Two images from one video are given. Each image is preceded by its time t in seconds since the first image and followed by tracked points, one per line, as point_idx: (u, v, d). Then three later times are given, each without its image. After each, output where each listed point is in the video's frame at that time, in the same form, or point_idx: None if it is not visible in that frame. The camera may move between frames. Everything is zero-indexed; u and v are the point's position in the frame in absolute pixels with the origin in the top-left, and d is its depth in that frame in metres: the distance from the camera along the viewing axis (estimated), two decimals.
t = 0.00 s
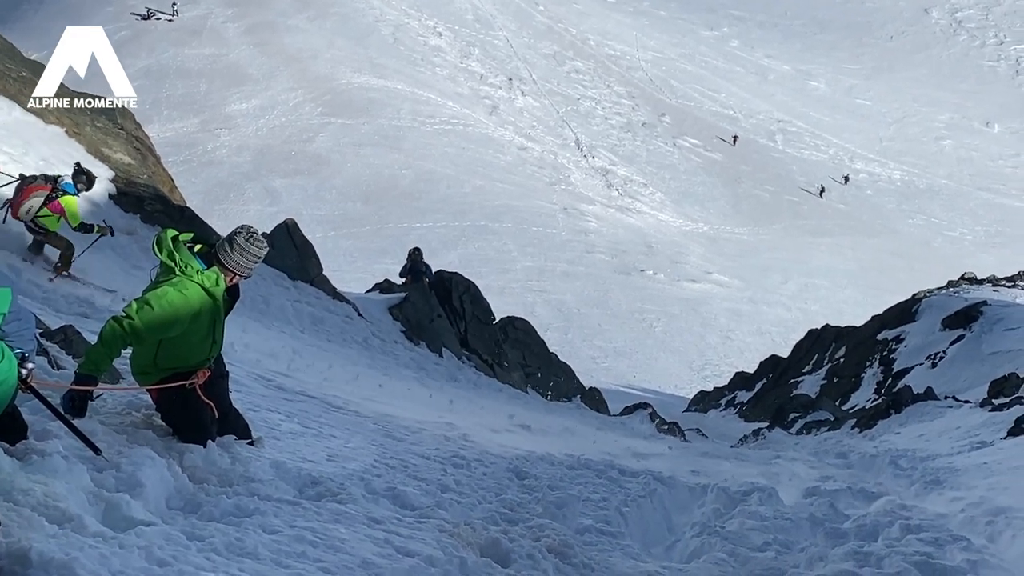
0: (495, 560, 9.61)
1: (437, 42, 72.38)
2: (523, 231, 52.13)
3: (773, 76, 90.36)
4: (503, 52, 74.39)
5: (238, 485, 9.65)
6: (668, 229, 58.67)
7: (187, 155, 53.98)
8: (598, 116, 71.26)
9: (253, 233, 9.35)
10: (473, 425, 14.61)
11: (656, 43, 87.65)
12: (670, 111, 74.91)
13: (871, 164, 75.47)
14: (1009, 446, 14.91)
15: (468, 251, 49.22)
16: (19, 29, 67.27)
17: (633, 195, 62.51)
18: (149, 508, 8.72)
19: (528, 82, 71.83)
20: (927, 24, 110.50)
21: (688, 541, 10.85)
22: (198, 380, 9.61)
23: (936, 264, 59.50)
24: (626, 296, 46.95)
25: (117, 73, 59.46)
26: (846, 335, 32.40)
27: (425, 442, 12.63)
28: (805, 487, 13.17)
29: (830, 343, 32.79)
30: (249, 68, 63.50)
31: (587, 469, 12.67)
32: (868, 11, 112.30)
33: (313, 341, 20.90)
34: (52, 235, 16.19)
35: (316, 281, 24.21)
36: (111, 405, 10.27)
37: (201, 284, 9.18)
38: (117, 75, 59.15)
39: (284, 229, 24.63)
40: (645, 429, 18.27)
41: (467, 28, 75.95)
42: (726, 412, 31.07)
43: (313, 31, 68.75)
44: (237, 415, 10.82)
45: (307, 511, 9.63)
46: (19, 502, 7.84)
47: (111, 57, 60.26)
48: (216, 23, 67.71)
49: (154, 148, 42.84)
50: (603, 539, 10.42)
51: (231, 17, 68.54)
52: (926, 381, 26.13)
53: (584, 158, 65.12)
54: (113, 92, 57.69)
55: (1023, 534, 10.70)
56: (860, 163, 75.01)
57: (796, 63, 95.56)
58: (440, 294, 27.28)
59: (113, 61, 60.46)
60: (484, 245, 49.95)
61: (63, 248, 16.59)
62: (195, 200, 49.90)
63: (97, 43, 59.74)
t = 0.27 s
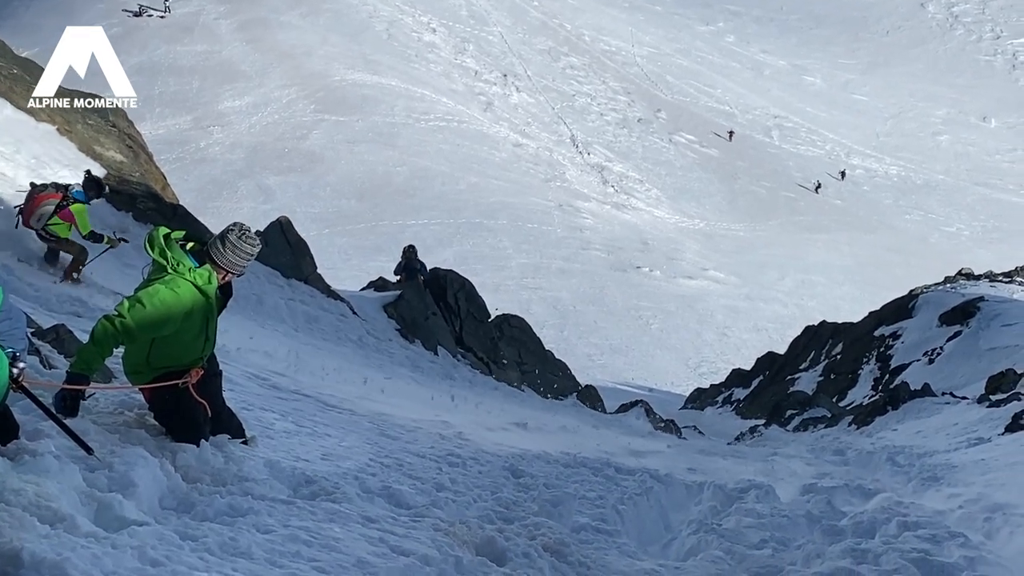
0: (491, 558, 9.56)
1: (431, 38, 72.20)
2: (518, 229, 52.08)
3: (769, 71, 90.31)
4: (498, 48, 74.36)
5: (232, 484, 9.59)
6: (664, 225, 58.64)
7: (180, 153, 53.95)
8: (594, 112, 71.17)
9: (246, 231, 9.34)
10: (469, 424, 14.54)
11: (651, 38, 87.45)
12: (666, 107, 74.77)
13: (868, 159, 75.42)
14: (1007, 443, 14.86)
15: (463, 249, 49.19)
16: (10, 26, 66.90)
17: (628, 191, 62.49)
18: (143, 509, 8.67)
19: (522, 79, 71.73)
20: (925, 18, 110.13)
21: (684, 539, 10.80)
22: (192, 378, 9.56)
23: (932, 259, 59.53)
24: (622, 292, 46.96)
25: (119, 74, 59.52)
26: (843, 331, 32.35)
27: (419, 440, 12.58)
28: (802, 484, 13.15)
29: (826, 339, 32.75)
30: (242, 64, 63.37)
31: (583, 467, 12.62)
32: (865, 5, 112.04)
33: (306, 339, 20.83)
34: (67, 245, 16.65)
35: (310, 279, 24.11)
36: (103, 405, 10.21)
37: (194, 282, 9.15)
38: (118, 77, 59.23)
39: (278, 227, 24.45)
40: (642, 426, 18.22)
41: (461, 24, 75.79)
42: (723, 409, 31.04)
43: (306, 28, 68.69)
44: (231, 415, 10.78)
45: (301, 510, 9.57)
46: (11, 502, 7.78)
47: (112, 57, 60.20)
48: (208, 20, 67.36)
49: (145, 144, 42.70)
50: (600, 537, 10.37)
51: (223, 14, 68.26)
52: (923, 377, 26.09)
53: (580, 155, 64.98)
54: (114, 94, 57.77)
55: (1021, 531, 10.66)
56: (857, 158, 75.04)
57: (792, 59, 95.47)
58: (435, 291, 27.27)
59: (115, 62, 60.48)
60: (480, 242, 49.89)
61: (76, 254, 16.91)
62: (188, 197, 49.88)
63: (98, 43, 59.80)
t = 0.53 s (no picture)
0: (484, 560, 9.36)
1: (421, 30, 71.75)
2: (512, 224, 51.84)
3: (765, 62, 89.92)
4: (490, 40, 73.88)
5: (218, 485, 9.40)
6: (659, 220, 58.37)
7: (165, 147, 53.20)
8: (588, 104, 70.52)
9: (231, 226, 9.11)
10: (461, 423, 14.31)
11: (646, 29, 86.80)
12: (661, 99, 74.47)
13: (866, 152, 75.07)
14: (1008, 439, 14.66)
15: (455, 245, 48.91)
16: None
17: (623, 185, 62.21)
18: (126, 511, 8.47)
19: (514, 71, 71.41)
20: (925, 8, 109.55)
21: (681, 539, 10.61)
22: (177, 378, 9.35)
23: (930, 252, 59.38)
24: (617, 289, 46.79)
25: (121, 76, 59.30)
26: (842, 327, 32.14)
27: (411, 440, 12.36)
28: (801, 483, 12.94)
29: (825, 336, 32.55)
30: (228, 57, 62.72)
31: (577, 467, 12.42)
32: None
33: (296, 337, 20.62)
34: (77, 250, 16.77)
35: (298, 276, 23.88)
36: (87, 405, 10.00)
37: (178, 279, 8.94)
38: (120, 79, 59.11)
39: (265, 223, 24.23)
40: (637, 424, 18.00)
41: (451, 15, 75.28)
42: (720, 407, 30.83)
43: (294, 20, 68.20)
44: (218, 415, 10.57)
45: (290, 512, 9.38)
46: None
47: (114, 56, 60.16)
48: (193, 12, 66.56)
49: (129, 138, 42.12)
50: (594, 538, 10.18)
51: (209, 6, 67.49)
52: (923, 374, 25.89)
53: (573, 148, 64.65)
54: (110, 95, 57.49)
55: None
56: (856, 151, 74.80)
57: (789, 50, 94.99)
58: (426, 289, 27.05)
59: (119, 63, 60.38)
60: (472, 238, 49.64)
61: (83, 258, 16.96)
62: (172, 193, 48.86)
63: (98, 44, 59.50)
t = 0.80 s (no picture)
0: (477, 562, 9.18)
1: (411, 21, 71.47)
2: (505, 219, 51.64)
3: (763, 54, 89.68)
4: (481, 32, 73.95)
5: (205, 486, 9.22)
6: (655, 214, 58.21)
7: (150, 142, 52.26)
8: (582, 97, 70.73)
9: (216, 221, 8.91)
10: (454, 422, 14.11)
11: (640, 21, 86.90)
12: (657, 92, 74.27)
13: (867, 146, 75.47)
14: (1011, 437, 14.49)
15: (447, 241, 48.67)
16: None
17: (619, 179, 61.99)
18: (111, 513, 8.28)
19: (507, 64, 71.54)
20: None
21: (678, 539, 10.43)
22: (163, 377, 9.16)
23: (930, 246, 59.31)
24: (612, 285, 46.65)
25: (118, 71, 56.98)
26: (841, 323, 31.95)
27: (402, 440, 12.17)
28: (800, 482, 12.75)
29: (824, 332, 32.37)
30: (215, 50, 61.91)
31: (572, 467, 12.23)
32: None
33: (285, 336, 20.42)
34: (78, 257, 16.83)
35: (287, 273, 23.64)
36: (71, 406, 9.82)
37: (162, 276, 8.75)
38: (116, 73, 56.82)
39: (253, 219, 23.96)
40: (633, 424, 17.80)
41: (444, 7, 75.23)
42: (718, 405, 30.65)
43: (281, 12, 67.55)
44: (205, 414, 10.39)
45: (278, 513, 9.20)
46: None
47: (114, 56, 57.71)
48: (178, 4, 65.63)
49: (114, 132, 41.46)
50: (589, 539, 10.00)
51: None
52: (924, 370, 25.69)
53: (567, 142, 64.48)
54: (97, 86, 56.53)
55: None
56: (855, 145, 74.77)
57: (787, 41, 94.56)
58: (418, 285, 26.84)
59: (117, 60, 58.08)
60: (464, 234, 49.45)
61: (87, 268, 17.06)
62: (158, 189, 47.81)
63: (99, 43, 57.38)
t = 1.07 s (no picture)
0: (468, 562, 9.03)
1: (402, 12, 70.88)
2: (497, 215, 51.60)
3: (759, 45, 89.45)
4: (474, 23, 73.05)
5: (192, 487, 9.07)
6: (651, 209, 58.04)
7: (136, 137, 51.91)
8: (576, 90, 70.28)
9: (201, 216, 8.76)
10: (446, 421, 13.93)
11: (635, 11, 86.40)
12: (652, 84, 74.05)
13: (864, 138, 75.02)
14: (1012, 434, 14.34)
15: (439, 237, 48.46)
16: None
17: (613, 173, 61.75)
18: (96, 514, 8.12)
19: (499, 55, 70.67)
20: None
21: (674, 539, 10.28)
22: (148, 377, 8.98)
23: (927, 240, 59.22)
24: (606, 281, 46.55)
25: (119, 76, 56.83)
26: (840, 319, 31.78)
27: (393, 439, 12.00)
28: (798, 480, 12.60)
29: (823, 329, 32.22)
30: (201, 43, 61.35)
31: (567, 465, 12.07)
32: None
33: (274, 333, 20.25)
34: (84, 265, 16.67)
35: (276, 269, 23.49)
36: (54, 405, 9.67)
37: (147, 272, 8.58)
38: (116, 77, 56.75)
39: (241, 215, 23.90)
40: (629, 421, 17.65)
41: None
42: (714, 403, 30.52)
43: (269, 4, 67.13)
44: (192, 414, 10.24)
45: (266, 514, 9.05)
46: None
47: (114, 54, 57.61)
48: None
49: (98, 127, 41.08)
50: (583, 539, 9.84)
51: None
52: (923, 366, 25.51)
53: (561, 135, 64.17)
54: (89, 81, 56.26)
55: None
56: (853, 137, 74.49)
57: (784, 32, 94.35)
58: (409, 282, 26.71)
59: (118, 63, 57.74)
60: (456, 230, 49.26)
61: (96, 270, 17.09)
62: (144, 185, 47.73)
63: (97, 42, 57.21)
